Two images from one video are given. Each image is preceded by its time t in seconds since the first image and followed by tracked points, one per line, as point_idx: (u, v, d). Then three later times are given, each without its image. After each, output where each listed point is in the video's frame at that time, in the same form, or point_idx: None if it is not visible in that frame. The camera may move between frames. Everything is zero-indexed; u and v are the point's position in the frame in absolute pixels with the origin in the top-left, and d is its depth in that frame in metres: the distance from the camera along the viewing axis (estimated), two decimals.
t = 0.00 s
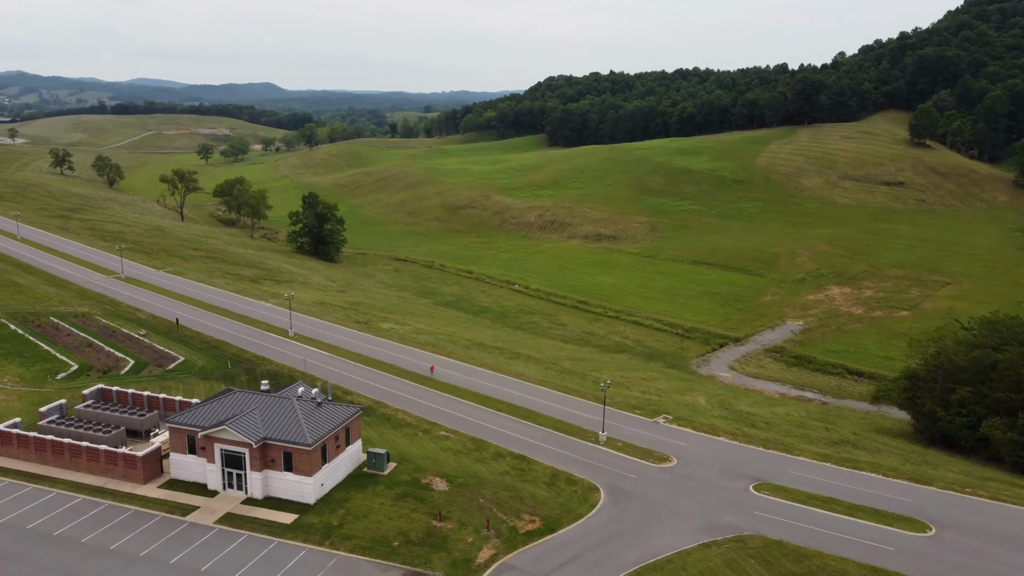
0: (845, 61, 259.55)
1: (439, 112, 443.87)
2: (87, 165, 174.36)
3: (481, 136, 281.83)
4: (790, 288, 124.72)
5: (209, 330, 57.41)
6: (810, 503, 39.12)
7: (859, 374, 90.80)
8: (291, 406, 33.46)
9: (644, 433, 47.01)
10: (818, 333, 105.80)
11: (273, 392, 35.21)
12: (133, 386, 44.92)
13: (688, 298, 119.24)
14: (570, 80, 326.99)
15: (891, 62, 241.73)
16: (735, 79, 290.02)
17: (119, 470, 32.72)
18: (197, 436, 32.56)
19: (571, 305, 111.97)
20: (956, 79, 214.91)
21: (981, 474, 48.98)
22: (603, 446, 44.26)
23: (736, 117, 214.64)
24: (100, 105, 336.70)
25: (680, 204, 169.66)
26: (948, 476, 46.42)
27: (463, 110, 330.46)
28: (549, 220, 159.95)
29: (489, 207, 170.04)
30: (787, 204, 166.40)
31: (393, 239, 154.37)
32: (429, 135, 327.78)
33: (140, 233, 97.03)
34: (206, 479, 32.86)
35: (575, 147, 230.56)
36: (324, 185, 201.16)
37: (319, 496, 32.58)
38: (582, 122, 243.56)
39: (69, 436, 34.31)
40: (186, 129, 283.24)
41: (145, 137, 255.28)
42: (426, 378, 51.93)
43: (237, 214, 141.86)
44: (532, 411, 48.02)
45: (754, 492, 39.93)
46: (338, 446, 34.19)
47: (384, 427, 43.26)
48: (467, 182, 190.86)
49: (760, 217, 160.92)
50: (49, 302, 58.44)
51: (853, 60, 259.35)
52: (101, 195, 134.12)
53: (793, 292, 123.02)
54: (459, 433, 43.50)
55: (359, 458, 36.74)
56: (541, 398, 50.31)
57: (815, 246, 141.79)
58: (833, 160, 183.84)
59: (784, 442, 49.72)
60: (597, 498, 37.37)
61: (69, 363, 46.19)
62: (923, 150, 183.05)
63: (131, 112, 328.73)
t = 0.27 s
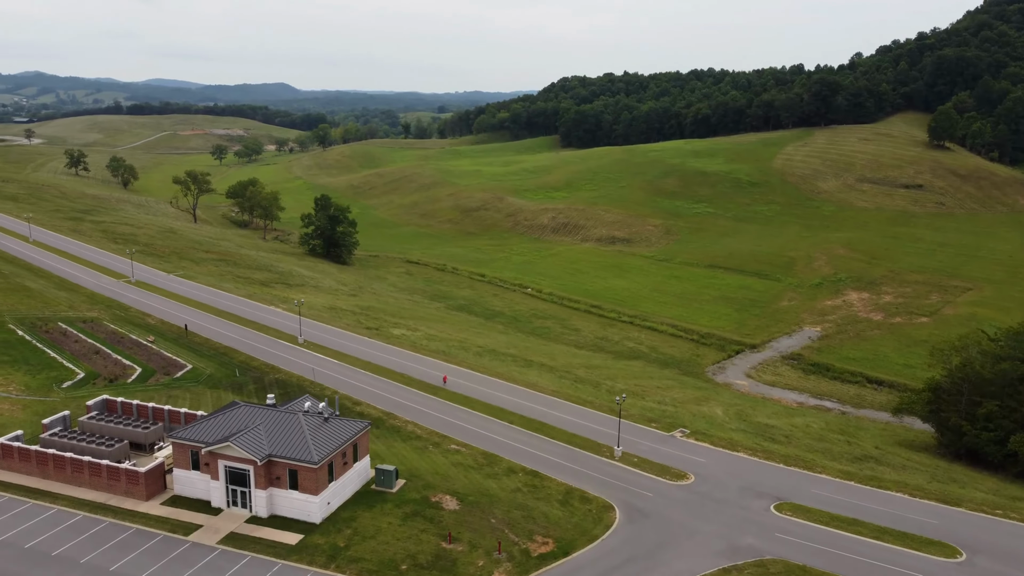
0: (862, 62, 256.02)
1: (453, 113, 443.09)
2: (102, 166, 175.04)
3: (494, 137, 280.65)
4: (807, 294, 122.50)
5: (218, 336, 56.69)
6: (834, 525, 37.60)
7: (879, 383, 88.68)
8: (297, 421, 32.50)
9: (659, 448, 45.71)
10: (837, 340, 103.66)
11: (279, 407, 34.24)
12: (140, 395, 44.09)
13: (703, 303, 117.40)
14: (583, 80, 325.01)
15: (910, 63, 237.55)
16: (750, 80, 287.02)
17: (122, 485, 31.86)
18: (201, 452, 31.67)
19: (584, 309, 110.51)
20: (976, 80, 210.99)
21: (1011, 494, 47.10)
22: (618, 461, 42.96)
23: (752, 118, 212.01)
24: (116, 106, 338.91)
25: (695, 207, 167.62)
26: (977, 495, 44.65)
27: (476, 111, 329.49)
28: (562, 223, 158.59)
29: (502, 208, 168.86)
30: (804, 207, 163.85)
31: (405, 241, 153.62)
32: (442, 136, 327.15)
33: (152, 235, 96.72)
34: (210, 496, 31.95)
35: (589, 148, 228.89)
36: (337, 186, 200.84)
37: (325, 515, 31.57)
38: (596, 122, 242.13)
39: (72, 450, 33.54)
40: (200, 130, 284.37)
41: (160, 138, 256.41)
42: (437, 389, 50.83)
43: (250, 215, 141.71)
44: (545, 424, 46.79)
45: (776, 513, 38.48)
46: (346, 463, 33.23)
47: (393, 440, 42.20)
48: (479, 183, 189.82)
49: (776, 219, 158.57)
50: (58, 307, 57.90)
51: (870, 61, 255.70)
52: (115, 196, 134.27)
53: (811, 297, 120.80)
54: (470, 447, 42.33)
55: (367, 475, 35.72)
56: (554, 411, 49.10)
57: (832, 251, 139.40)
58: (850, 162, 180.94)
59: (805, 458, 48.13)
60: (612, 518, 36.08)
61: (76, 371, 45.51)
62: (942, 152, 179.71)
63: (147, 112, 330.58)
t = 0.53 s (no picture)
0: (880, 63, 252.37)
1: (467, 114, 442.42)
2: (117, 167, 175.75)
3: (508, 138, 279.45)
4: (824, 299, 120.23)
5: (228, 343, 55.96)
6: (861, 549, 36.00)
7: (900, 392, 86.57)
8: (303, 437, 31.51)
9: (676, 463, 44.36)
10: (856, 347, 101.47)
11: (285, 421, 33.29)
12: (146, 404, 43.34)
13: (719, 308, 115.53)
14: (597, 81, 323.00)
15: (929, 64, 233.69)
16: (766, 81, 283.90)
17: (124, 502, 30.99)
18: (204, 469, 30.77)
19: (597, 314, 109.11)
20: (997, 81, 207.06)
21: None
22: (634, 478, 41.62)
23: (768, 119, 209.32)
24: (132, 107, 341.14)
25: (710, 209, 165.51)
26: (1008, 517, 42.85)
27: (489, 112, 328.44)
28: (576, 225, 157.20)
29: (515, 210, 167.72)
30: (822, 210, 161.25)
31: (418, 243, 152.95)
32: (455, 137, 326.44)
33: (164, 237, 96.45)
34: (214, 514, 31.04)
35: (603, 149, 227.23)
36: (350, 187, 200.51)
37: (331, 535, 30.56)
38: (610, 123, 240.55)
39: (74, 464, 32.76)
40: (215, 130, 285.52)
41: (175, 139, 257.58)
42: (448, 399, 49.76)
43: (263, 216, 141.59)
44: (559, 438, 45.53)
45: (799, 535, 36.95)
46: (353, 481, 32.22)
47: (403, 453, 41.16)
48: (492, 185, 188.73)
49: (793, 223, 156.20)
50: (67, 312, 57.42)
51: (888, 62, 252.04)
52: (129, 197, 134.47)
53: (828, 303, 118.58)
54: (481, 462, 41.18)
55: (375, 492, 34.72)
56: (568, 423, 47.91)
57: (850, 255, 136.86)
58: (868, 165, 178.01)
59: (827, 475, 46.52)
60: (628, 539, 34.78)
61: (82, 379, 44.84)
62: (962, 154, 176.31)
63: (163, 113, 332.44)
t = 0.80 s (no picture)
0: (898, 64, 248.55)
1: (481, 114, 441.78)
2: (132, 168, 176.44)
3: (521, 139, 278.40)
4: (842, 304, 117.98)
5: (237, 350, 55.23)
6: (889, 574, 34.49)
7: (922, 402, 84.38)
8: (308, 454, 30.51)
9: (693, 480, 42.99)
10: (876, 354, 99.27)
11: (291, 437, 32.34)
12: (153, 413, 42.59)
13: (735, 313, 113.65)
14: (611, 82, 320.91)
15: (948, 65, 229.73)
16: (781, 81, 280.69)
17: (125, 519, 30.16)
18: (207, 486, 29.87)
19: (611, 319, 107.66)
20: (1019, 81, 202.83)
21: None
22: (650, 496, 40.29)
23: (784, 120, 206.60)
24: (149, 108, 343.36)
25: (726, 212, 163.41)
26: None
27: (502, 113, 327.52)
28: (590, 228, 155.82)
29: (528, 212, 166.66)
30: (839, 212, 158.60)
31: (431, 245, 152.13)
32: (468, 137, 325.65)
33: (176, 240, 96.19)
34: (217, 532, 30.16)
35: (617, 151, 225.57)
36: (363, 188, 200.25)
37: (337, 556, 29.53)
38: (624, 124, 239.17)
39: (76, 478, 32.00)
40: (230, 131, 286.67)
41: (190, 139, 258.86)
42: (459, 410, 48.66)
43: (276, 218, 141.46)
44: (573, 453, 44.30)
45: (824, 558, 35.48)
46: (360, 500, 31.24)
47: (412, 468, 40.14)
48: (505, 187, 187.71)
49: (811, 226, 153.77)
50: (77, 316, 56.94)
51: (907, 62, 248.14)
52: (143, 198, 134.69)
53: (847, 308, 116.33)
54: (493, 478, 40.06)
55: (383, 510, 33.69)
56: (582, 437, 46.72)
57: (869, 259, 134.32)
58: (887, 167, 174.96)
59: (850, 494, 44.88)
60: (645, 562, 33.49)
61: (89, 388, 44.18)
62: (983, 157, 172.80)
63: (178, 113, 334.20)
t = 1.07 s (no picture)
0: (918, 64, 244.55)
1: (495, 115, 440.96)
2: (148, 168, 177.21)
3: (535, 140, 277.19)
4: (861, 310, 115.64)
5: (247, 356, 54.50)
6: None
7: (945, 412, 82.18)
8: (315, 472, 29.55)
9: (712, 497, 41.60)
10: (897, 361, 96.94)
11: (297, 453, 31.36)
12: (159, 423, 41.84)
13: (753, 318, 111.63)
14: (626, 83, 318.93)
15: (970, 65, 225.25)
16: (798, 82, 277.35)
17: (127, 537, 29.33)
18: (211, 505, 28.99)
19: (625, 324, 106.21)
20: None
21: None
22: (668, 514, 38.98)
23: (801, 122, 203.82)
24: (166, 108, 345.83)
25: (742, 215, 161.19)
26: None
27: (517, 114, 326.45)
28: (604, 230, 154.33)
29: (541, 214, 165.44)
30: (858, 216, 155.87)
31: (444, 247, 151.25)
32: (482, 138, 324.82)
33: (189, 242, 95.97)
34: (220, 552, 29.26)
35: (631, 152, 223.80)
36: (377, 190, 199.89)
37: None
38: (639, 126, 237.65)
39: (78, 493, 31.22)
40: (245, 131, 287.86)
41: (206, 140, 260.15)
42: (471, 421, 47.59)
43: (290, 219, 141.22)
44: (587, 468, 43.06)
45: None
46: (368, 520, 30.24)
47: (422, 483, 39.07)
48: (519, 188, 186.56)
49: (829, 229, 151.16)
50: (87, 321, 56.50)
51: (927, 63, 244.11)
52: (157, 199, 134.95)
53: (866, 314, 114.00)
54: (506, 494, 38.91)
55: (391, 529, 32.70)
56: (597, 450, 45.49)
57: (889, 263, 131.69)
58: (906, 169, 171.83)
59: (875, 513, 43.24)
60: None
61: (96, 396, 43.52)
62: (1005, 159, 169.15)
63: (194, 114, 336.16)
